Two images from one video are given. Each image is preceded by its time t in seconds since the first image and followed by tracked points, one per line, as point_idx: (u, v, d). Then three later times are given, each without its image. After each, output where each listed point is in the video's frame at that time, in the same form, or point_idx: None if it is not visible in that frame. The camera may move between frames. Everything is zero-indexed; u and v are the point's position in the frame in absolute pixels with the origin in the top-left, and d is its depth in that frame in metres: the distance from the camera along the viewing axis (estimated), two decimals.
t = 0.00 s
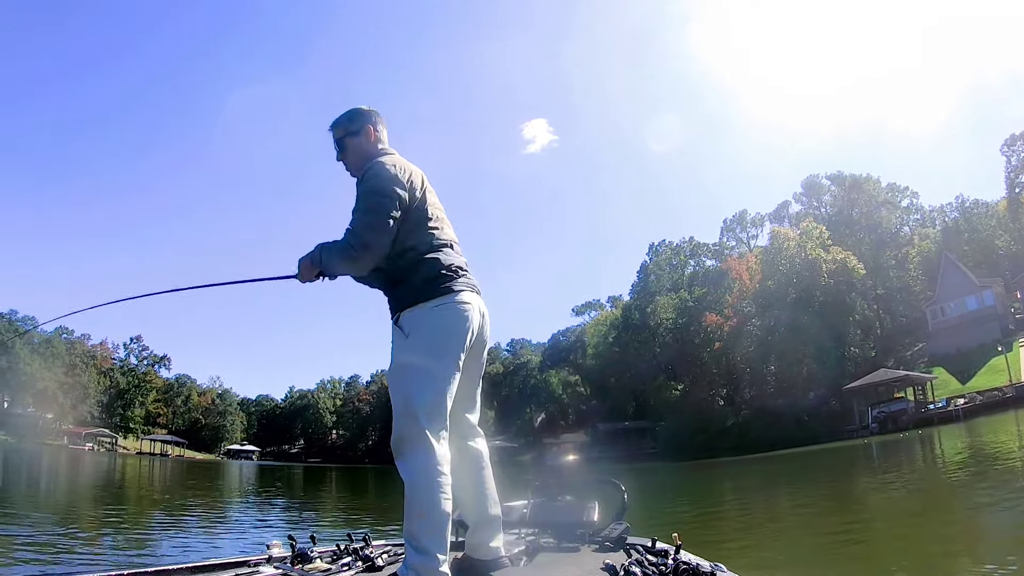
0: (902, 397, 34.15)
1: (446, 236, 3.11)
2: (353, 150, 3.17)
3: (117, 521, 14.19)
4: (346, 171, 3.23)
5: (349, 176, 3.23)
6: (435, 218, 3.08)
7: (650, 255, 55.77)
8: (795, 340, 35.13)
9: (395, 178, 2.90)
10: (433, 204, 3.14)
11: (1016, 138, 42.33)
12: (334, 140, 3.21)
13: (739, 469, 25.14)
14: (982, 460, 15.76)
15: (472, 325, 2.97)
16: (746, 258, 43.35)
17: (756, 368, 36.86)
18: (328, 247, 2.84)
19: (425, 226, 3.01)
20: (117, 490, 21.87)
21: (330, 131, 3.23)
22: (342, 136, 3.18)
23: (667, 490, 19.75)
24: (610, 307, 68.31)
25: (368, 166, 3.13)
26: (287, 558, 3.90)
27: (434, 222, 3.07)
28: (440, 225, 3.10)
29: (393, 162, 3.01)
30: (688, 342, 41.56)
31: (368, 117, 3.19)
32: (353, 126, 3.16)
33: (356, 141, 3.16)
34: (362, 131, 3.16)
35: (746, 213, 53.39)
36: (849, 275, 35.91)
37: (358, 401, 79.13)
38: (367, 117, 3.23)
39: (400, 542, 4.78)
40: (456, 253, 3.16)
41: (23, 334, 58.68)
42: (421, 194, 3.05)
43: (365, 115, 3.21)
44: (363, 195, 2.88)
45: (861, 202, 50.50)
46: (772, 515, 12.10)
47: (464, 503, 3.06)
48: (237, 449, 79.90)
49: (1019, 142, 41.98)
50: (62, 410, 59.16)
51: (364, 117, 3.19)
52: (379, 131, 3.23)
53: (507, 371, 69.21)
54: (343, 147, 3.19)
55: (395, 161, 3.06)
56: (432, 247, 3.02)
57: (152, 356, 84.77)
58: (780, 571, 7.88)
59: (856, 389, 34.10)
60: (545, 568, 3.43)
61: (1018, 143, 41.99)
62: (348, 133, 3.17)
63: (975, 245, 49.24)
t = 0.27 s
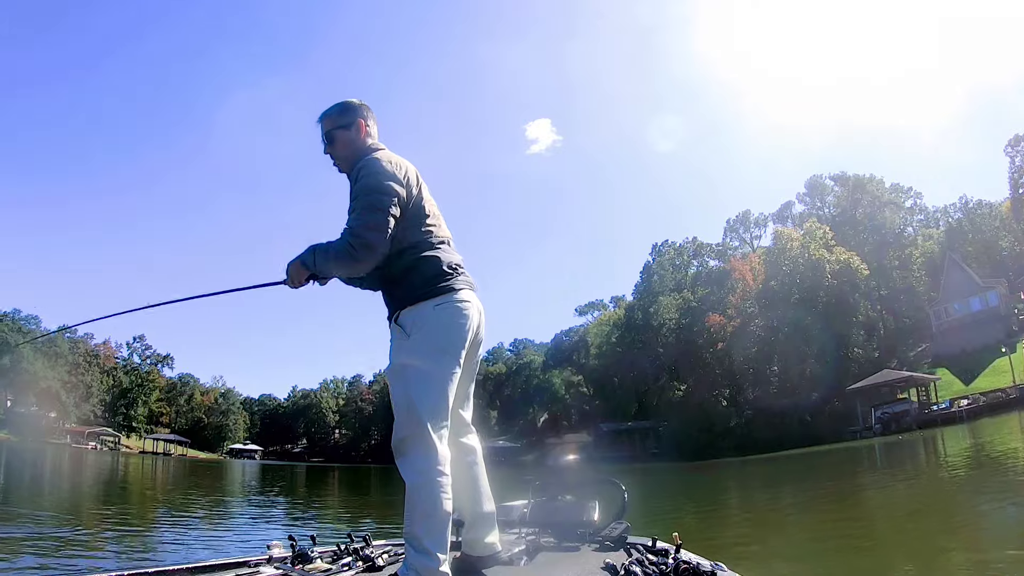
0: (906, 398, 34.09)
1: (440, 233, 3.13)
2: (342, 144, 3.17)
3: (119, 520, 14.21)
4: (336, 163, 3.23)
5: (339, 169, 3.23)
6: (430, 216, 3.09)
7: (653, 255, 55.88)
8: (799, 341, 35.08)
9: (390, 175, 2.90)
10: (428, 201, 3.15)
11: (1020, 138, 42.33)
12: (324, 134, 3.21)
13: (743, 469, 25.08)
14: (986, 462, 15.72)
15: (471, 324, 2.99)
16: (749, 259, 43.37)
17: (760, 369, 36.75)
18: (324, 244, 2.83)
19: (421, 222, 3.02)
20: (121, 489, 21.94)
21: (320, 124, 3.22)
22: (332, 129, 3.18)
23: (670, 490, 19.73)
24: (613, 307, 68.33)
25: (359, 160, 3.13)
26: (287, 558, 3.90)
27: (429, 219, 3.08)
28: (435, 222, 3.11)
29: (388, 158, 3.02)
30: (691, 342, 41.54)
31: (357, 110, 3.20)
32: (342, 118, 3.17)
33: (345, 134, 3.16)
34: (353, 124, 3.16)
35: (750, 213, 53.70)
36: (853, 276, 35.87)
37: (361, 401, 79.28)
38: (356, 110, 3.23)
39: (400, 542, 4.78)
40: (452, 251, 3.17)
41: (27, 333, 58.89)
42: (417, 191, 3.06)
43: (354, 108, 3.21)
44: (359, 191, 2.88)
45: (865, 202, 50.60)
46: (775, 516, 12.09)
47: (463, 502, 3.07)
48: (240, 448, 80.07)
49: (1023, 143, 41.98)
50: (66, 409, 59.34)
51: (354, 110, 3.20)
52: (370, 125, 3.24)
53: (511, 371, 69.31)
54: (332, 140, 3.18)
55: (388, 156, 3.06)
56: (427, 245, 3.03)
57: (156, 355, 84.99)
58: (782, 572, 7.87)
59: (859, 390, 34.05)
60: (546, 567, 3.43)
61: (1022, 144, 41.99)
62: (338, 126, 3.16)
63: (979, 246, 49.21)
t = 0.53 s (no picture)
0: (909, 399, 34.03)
1: (437, 231, 3.13)
2: (342, 139, 3.17)
3: (121, 519, 14.25)
4: (335, 159, 3.23)
5: (338, 164, 3.23)
6: (428, 214, 3.09)
7: (656, 255, 55.94)
8: (803, 340, 34.88)
9: (388, 172, 2.90)
10: (426, 198, 3.15)
11: None
12: (323, 129, 3.21)
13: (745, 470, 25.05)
14: (989, 463, 15.70)
15: (467, 324, 2.98)
16: (752, 259, 43.35)
17: (762, 369, 36.69)
18: (321, 239, 2.82)
19: (417, 220, 3.02)
20: (123, 488, 21.97)
21: (320, 119, 3.23)
22: (331, 124, 3.18)
23: (672, 491, 19.72)
24: (616, 307, 68.31)
25: (358, 156, 3.14)
26: (287, 557, 3.90)
27: (427, 216, 3.08)
28: (432, 220, 3.10)
29: (386, 155, 3.02)
30: (694, 342, 41.50)
31: (356, 107, 3.20)
32: (342, 114, 3.17)
33: (345, 130, 3.17)
34: (352, 120, 3.16)
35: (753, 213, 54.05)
36: (856, 276, 35.80)
37: (364, 401, 79.37)
38: (356, 106, 3.24)
39: (400, 541, 4.78)
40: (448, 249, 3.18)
41: (30, 332, 58.99)
42: (415, 189, 3.06)
43: (353, 104, 3.21)
44: (356, 188, 2.88)
45: (868, 203, 50.68)
46: (776, 516, 12.09)
47: (460, 503, 3.06)
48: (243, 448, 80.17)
49: None
50: (69, 408, 59.45)
51: (353, 106, 3.20)
52: (369, 122, 3.24)
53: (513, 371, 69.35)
54: (331, 135, 3.19)
55: (386, 154, 3.06)
56: (424, 242, 3.03)
57: (159, 355, 85.12)
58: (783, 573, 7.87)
59: (862, 390, 34.00)
60: (545, 567, 3.43)
61: None
62: (338, 121, 3.17)
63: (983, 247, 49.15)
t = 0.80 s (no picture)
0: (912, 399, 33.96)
1: (436, 229, 3.13)
2: (342, 139, 3.18)
3: (123, 519, 14.28)
4: (335, 158, 3.24)
5: (338, 164, 3.24)
6: (427, 212, 3.09)
7: (659, 255, 55.94)
8: (806, 340, 34.73)
9: (387, 171, 2.90)
10: (425, 197, 3.15)
11: None
12: (324, 128, 3.21)
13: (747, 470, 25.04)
14: (992, 463, 15.66)
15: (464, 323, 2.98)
16: (755, 259, 43.28)
17: (765, 369, 36.63)
18: (319, 236, 2.82)
19: (416, 219, 3.02)
20: (125, 488, 22.00)
21: (320, 119, 3.23)
22: (332, 124, 3.19)
23: (674, 491, 19.72)
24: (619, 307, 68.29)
25: (358, 155, 3.14)
26: (286, 555, 3.91)
27: (426, 215, 3.08)
28: (431, 219, 3.11)
29: (385, 153, 3.02)
30: (697, 342, 41.44)
31: (357, 106, 3.20)
32: (343, 114, 3.18)
33: (346, 129, 3.17)
34: (353, 120, 3.17)
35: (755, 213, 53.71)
36: (859, 276, 35.62)
37: (367, 401, 79.48)
38: (356, 107, 3.24)
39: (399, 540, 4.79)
40: (447, 248, 3.17)
41: (33, 332, 59.11)
42: (414, 188, 3.07)
43: (354, 104, 3.22)
44: (355, 186, 2.88)
45: (871, 202, 50.52)
46: (778, 516, 12.08)
47: (458, 503, 3.05)
48: (246, 448, 80.28)
49: None
50: (71, 408, 59.57)
51: (354, 106, 3.20)
52: (370, 122, 3.25)
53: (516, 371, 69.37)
54: (332, 135, 3.19)
55: (386, 153, 3.06)
56: (423, 240, 3.02)
57: (161, 355, 85.29)
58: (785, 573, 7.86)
59: (865, 390, 33.95)
60: (544, 567, 3.43)
61: None
62: (339, 121, 3.17)
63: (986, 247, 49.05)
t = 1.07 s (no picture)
0: (915, 398, 33.85)
1: (437, 228, 3.13)
2: (343, 140, 3.18)
3: (124, 519, 14.33)
4: (336, 158, 3.24)
5: (339, 164, 3.24)
6: (428, 212, 3.09)
7: (661, 255, 55.95)
8: (809, 339, 34.64)
9: (389, 171, 2.89)
10: (425, 198, 3.14)
11: None
12: (325, 129, 3.21)
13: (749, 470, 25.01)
14: (996, 462, 15.59)
15: (464, 324, 2.98)
16: (757, 258, 43.19)
17: (768, 368, 36.52)
18: (319, 236, 2.83)
19: (417, 218, 3.02)
20: (128, 489, 22.04)
21: (321, 119, 3.24)
22: (333, 125, 3.19)
23: (676, 490, 19.72)
24: (621, 307, 68.25)
25: (359, 155, 3.14)
26: (285, 554, 3.92)
27: (427, 215, 3.08)
28: (432, 219, 3.10)
29: (386, 153, 3.03)
30: (699, 342, 41.33)
31: (357, 107, 3.21)
32: (344, 115, 3.18)
33: (347, 130, 3.17)
34: (354, 120, 3.17)
35: (757, 212, 53.60)
36: (862, 275, 35.51)
37: (370, 401, 79.63)
38: (357, 107, 3.24)
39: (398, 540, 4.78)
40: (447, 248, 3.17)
41: (35, 334, 59.21)
42: (414, 188, 3.07)
43: (355, 104, 3.21)
44: (356, 186, 2.88)
45: (873, 201, 50.36)
46: (780, 517, 12.07)
47: (457, 504, 3.06)
48: (249, 449, 80.43)
49: None
50: (74, 410, 59.69)
51: (355, 106, 3.21)
52: (370, 122, 3.25)
53: (518, 371, 69.39)
54: (333, 135, 3.20)
55: (387, 152, 3.06)
56: (423, 239, 3.02)
57: (164, 356, 85.40)
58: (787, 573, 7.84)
59: (868, 390, 33.89)
60: (543, 567, 3.42)
61: None
62: (340, 121, 3.18)
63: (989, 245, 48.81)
